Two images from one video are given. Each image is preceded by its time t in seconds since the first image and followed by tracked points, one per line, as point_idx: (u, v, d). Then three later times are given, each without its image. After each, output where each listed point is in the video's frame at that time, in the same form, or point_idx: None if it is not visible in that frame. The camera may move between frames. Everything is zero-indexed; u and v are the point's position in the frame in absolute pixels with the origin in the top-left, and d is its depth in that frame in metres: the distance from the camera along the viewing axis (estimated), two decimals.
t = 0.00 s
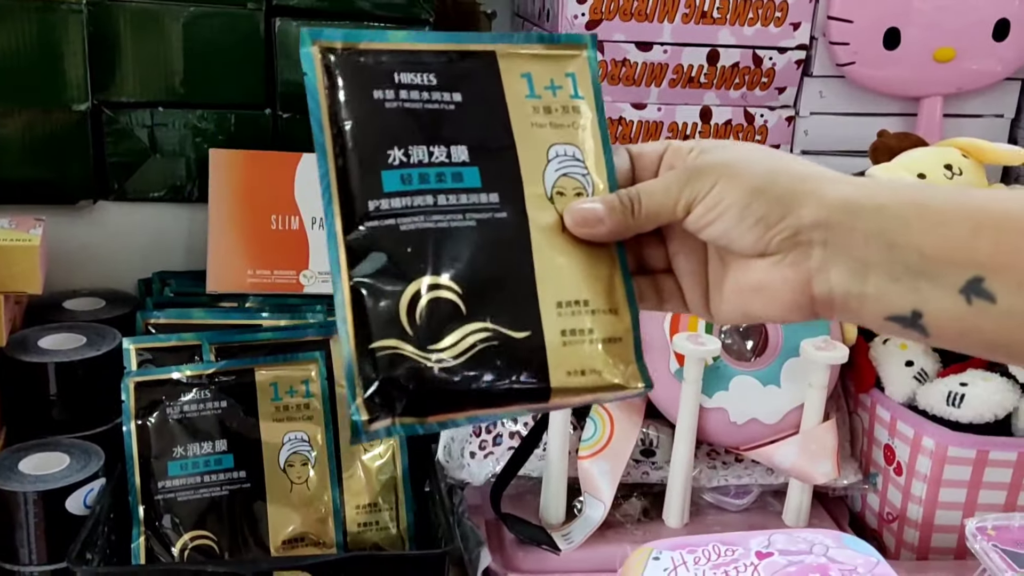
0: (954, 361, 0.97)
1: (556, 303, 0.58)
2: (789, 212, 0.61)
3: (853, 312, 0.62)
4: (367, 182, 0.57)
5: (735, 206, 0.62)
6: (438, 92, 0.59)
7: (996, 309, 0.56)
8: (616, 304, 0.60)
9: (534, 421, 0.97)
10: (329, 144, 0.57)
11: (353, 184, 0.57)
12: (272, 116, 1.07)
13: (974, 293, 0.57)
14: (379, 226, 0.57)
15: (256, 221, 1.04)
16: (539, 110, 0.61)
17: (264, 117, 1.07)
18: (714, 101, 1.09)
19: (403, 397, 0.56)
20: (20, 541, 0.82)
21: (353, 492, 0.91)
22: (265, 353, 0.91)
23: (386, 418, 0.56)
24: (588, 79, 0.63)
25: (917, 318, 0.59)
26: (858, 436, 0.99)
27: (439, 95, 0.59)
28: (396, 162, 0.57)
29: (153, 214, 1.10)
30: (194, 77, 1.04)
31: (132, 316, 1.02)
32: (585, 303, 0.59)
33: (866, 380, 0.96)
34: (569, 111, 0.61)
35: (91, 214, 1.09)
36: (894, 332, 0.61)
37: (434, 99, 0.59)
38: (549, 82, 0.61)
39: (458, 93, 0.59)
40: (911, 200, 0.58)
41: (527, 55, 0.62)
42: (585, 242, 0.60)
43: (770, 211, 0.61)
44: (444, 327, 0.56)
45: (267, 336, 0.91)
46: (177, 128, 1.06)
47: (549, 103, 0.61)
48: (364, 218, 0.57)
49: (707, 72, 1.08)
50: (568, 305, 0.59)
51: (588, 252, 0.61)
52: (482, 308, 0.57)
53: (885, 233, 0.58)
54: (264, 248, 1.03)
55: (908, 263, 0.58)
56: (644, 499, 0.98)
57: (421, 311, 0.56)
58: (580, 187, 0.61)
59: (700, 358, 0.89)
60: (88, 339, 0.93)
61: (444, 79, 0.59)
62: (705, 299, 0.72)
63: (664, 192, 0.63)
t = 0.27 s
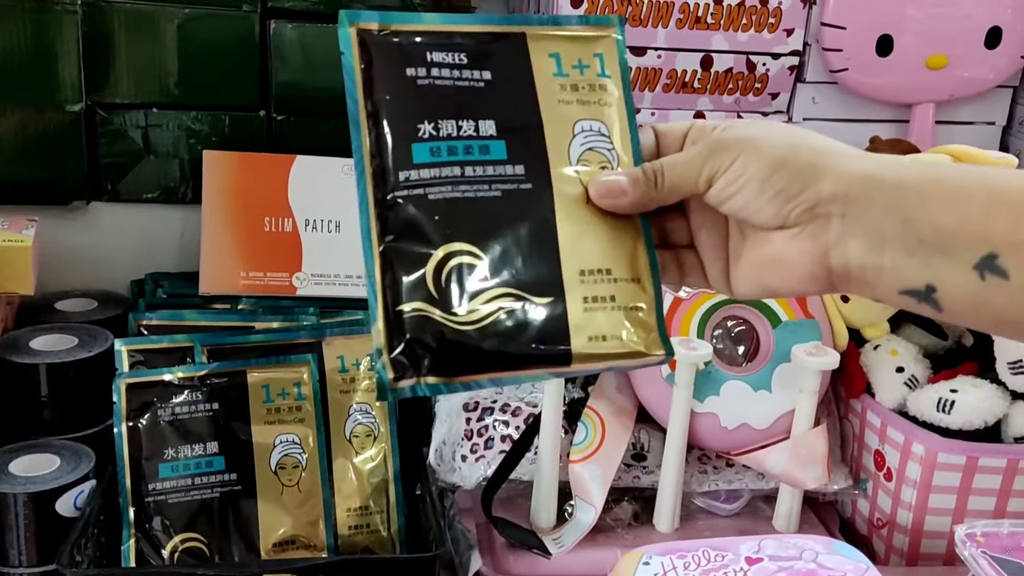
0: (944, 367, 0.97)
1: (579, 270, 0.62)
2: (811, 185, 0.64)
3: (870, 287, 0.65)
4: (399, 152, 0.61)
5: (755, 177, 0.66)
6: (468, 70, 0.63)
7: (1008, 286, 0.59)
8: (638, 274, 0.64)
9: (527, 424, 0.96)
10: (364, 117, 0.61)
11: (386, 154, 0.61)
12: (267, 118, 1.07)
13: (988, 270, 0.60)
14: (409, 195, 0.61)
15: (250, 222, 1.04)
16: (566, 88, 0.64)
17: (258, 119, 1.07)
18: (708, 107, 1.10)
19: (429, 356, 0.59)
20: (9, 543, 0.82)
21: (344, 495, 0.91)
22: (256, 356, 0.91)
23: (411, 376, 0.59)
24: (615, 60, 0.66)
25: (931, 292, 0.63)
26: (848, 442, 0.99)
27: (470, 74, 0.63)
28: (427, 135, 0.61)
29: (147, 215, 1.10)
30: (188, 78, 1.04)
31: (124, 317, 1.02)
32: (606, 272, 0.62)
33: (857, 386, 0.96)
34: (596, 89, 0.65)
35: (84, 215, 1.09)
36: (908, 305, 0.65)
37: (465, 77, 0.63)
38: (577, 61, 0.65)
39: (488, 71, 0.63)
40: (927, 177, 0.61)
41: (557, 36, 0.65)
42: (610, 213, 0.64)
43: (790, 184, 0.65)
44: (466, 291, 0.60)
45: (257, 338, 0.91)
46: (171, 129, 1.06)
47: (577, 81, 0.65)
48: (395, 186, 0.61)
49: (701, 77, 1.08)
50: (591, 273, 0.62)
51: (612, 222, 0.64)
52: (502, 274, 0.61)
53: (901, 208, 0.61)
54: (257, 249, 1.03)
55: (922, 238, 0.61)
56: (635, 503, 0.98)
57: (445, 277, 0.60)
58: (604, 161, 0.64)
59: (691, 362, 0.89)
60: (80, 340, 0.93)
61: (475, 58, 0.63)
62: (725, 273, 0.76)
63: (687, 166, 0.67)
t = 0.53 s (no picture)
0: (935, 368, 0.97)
1: (576, 279, 0.61)
2: (806, 192, 0.63)
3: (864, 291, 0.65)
4: (399, 163, 0.60)
5: (751, 185, 0.65)
6: (468, 79, 0.62)
7: (1002, 293, 0.59)
8: (636, 281, 0.63)
9: (516, 426, 0.96)
10: (365, 126, 0.61)
11: (386, 165, 0.60)
12: (256, 117, 1.07)
13: (980, 277, 0.60)
14: (410, 205, 0.60)
15: (238, 222, 1.03)
16: (566, 97, 0.63)
17: (247, 118, 1.06)
18: (700, 106, 1.09)
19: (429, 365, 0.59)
20: None
21: (332, 497, 0.90)
22: (243, 357, 0.90)
23: (410, 385, 0.59)
24: (616, 67, 0.65)
25: (924, 300, 0.63)
26: (840, 444, 0.98)
27: (470, 83, 0.62)
28: (427, 144, 0.61)
29: (134, 214, 1.09)
30: (177, 77, 1.03)
31: (111, 318, 1.01)
32: (603, 280, 0.62)
33: (848, 387, 0.95)
34: (596, 97, 0.64)
35: (72, 215, 1.08)
36: (901, 312, 0.65)
37: (465, 86, 0.62)
38: (577, 69, 0.64)
39: (488, 80, 0.62)
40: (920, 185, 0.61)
41: (558, 44, 0.64)
42: (608, 222, 0.63)
43: (785, 191, 0.64)
44: (466, 300, 0.60)
45: (245, 340, 0.90)
46: (159, 128, 1.05)
47: (576, 89, 0.64)
48: (396, 196, 0.60)
49: (693, 77, 1.08)
50: (588, 282, 0.61)
51: (609, 231, 0.63)
52: (501, 282, 0.60)
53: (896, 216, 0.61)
54: (246, 249, 1.02)
55: (916, 244, 0.61)
56: (625, 506, 0.97)
57: (443, 286, 0.60)
58: (603, 169, 0.63)
59: (682, 365, 0.88)
60: (66, 341, 0.92)
61: (476, 67, 0.62)
62: (721, 279, 0.75)
63: (684, 174, 0.66)
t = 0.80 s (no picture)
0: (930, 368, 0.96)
1: (568, 293, 0.61)
2: (795, 205, 0.63)
3: (854, 300, 0.64)
4: (388, 180, 0.60)
5: (742, 197, 0.64)
6: (457, 94, 0.61)
7: (993, 303, 0.59)
8: (628, 294, 0.63)
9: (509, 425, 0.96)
10: (353, 143, 0.60)
11: (375, 182, 0.60)
12: (247, 114, 1.06)
13: (971, 287, 0.59)
14: (401, 222, 0.59)
15: (229, 219, 1.02)
16: (555, 110, 0.63)
17: (238, 114, 1.05)
18: (694, 103, 1.09)
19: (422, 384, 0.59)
20: None
21: (324, 497, 0.90)
22: (233, 355, 0.90)
23: (402, 402, 0.59)
24: (605, 79, 0.64)
25: (916, 310, 0.62)
26: (834, 443, 0.98)
27: (459, 98, 0.61)
28: (416, 161, 0.60)
29: (124, 212, 1.08)
30: (167, 74, 1.02)
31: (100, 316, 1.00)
32: (595, 294, 0.61)
33: (843, 386, 0.95)
34: (586, 110, 0.63)
35: (61, 212, 1.07)
36: (893, 322, 0.64)
37: (454, 101, 0.61)
38: (566, 82, 0.63)
39: (477, 95, 0.62)
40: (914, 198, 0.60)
41: (546, 57, 0.64)
42: (599, 235, 0.63)
43: (776, 203, 0.63)
44: (457, 316, 0.59)
45: (236, 338, 0.90)
46: (149, 124, 1.04)
47: (565, 102, 0.63)
48: (386, 213, 0.59)
49: (687, 73, 1.07)
50: (579, 296, 0.61)
51: (600, 244, 0.63)
52: (492, 298, 0.60)
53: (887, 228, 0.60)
54: (236, 247, 1.01)
55: (908, 254, 0.60)
56: (619, 505, 0.96)
57: (434, 302, 0.59)
58: (593, 182, 0.63)
59: (675, 363, 0.88)
60: (54, 339, 0.91)
61: (464, 81, 0.62)
62: (713, 290, 0.74)
63: (674, 186, 0.65)
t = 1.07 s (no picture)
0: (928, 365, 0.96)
1: (560, 298, 0.60)
2: (787, 210, 0.62)
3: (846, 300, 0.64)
4: (379, 184, 0.59)
5: (736, 201, 0.63)
6: (448, 98, 0.61)
7: (989, 307, 0.58)
8: (621, 299, 0.62)
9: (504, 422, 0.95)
10: (343, 148, 0.59)
11: (366, 187, 0.59)
12: (242, 109, 1.05)
13: (967, 291, 0.59)
14: (391, 227, 0.59)
15: (223, 215, 1.01)
16: (547, 114, 0.62)
17: (232, 110, 1.04)
18: (691, 99, 1.08)
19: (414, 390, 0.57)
20: None
21: (320, 495, 0.89)
22: (228, 352, 0.89)
23: (394, 409, 0.57)
24: (597, 83, 0.64)
25: (912, 314, 0.61)
26: (832, 440, 0.97)
27: (449, 102, 0.61)
28: (407, 165, 0.59)
29: (118, 207, 1.08)
30: (162, 69, 1.02)
31: (94, 312, 1.00)
32: (587, 299, 0.60)
33: (840, 383, 0.94)
34: (577, 114, 0.63)
35: (54, 207, 1.06)
36: (889, 327, 0.63)
37: (444, 105, 0.61)
38: (557, 86, 0.63)
39: (468, 99, 0.61)
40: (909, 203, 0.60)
41: (538, 61, 0.63)
42: (591, 239, 0.62)
43: (771, 206, 0.63)
44: (449, 322, 0.58)
45: (230, 334, 0.89)
46: (143, 120, 1.03)
47: (557, 106, 0.63)
48: (376, 217, 0.59)
49: (684, 69, 1.06)
50: (572, 301, 0.60)
51: (592, 248, 0.62)
52: (484, 303, 0.59)
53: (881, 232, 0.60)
54: (231, 243, 1.01)
55: (903, 259, 0.60)
56: (615, 503, 0.96)
57: (426, 307, 0.58)
58: (585, 186, 0.62)
59: (673, 360, 0.87)
60: (46, 336, 0.91)
61: (455, 85, 0.61)
62: (706, 295, 0.73)
63: (667, 190, 0.65)
